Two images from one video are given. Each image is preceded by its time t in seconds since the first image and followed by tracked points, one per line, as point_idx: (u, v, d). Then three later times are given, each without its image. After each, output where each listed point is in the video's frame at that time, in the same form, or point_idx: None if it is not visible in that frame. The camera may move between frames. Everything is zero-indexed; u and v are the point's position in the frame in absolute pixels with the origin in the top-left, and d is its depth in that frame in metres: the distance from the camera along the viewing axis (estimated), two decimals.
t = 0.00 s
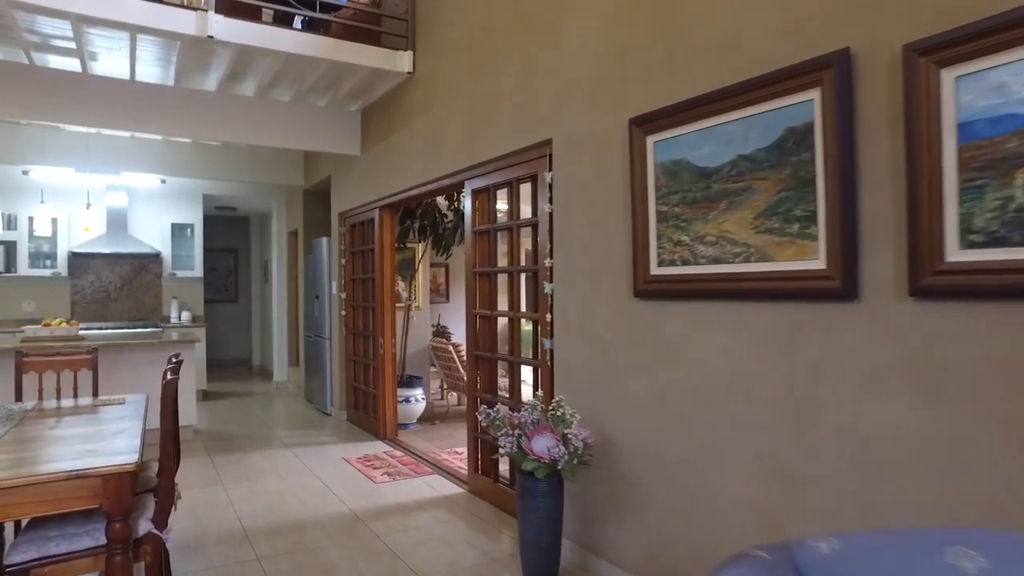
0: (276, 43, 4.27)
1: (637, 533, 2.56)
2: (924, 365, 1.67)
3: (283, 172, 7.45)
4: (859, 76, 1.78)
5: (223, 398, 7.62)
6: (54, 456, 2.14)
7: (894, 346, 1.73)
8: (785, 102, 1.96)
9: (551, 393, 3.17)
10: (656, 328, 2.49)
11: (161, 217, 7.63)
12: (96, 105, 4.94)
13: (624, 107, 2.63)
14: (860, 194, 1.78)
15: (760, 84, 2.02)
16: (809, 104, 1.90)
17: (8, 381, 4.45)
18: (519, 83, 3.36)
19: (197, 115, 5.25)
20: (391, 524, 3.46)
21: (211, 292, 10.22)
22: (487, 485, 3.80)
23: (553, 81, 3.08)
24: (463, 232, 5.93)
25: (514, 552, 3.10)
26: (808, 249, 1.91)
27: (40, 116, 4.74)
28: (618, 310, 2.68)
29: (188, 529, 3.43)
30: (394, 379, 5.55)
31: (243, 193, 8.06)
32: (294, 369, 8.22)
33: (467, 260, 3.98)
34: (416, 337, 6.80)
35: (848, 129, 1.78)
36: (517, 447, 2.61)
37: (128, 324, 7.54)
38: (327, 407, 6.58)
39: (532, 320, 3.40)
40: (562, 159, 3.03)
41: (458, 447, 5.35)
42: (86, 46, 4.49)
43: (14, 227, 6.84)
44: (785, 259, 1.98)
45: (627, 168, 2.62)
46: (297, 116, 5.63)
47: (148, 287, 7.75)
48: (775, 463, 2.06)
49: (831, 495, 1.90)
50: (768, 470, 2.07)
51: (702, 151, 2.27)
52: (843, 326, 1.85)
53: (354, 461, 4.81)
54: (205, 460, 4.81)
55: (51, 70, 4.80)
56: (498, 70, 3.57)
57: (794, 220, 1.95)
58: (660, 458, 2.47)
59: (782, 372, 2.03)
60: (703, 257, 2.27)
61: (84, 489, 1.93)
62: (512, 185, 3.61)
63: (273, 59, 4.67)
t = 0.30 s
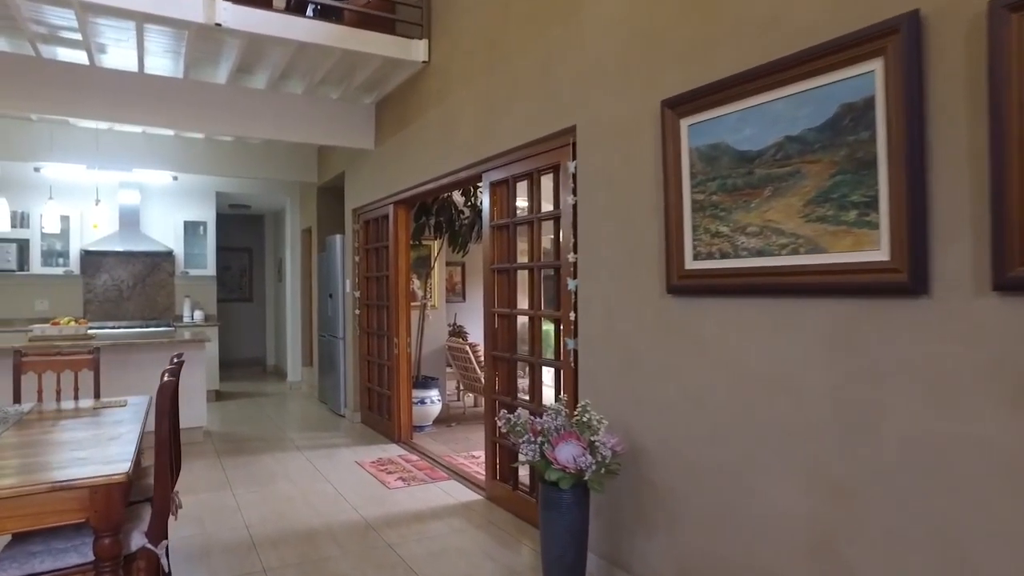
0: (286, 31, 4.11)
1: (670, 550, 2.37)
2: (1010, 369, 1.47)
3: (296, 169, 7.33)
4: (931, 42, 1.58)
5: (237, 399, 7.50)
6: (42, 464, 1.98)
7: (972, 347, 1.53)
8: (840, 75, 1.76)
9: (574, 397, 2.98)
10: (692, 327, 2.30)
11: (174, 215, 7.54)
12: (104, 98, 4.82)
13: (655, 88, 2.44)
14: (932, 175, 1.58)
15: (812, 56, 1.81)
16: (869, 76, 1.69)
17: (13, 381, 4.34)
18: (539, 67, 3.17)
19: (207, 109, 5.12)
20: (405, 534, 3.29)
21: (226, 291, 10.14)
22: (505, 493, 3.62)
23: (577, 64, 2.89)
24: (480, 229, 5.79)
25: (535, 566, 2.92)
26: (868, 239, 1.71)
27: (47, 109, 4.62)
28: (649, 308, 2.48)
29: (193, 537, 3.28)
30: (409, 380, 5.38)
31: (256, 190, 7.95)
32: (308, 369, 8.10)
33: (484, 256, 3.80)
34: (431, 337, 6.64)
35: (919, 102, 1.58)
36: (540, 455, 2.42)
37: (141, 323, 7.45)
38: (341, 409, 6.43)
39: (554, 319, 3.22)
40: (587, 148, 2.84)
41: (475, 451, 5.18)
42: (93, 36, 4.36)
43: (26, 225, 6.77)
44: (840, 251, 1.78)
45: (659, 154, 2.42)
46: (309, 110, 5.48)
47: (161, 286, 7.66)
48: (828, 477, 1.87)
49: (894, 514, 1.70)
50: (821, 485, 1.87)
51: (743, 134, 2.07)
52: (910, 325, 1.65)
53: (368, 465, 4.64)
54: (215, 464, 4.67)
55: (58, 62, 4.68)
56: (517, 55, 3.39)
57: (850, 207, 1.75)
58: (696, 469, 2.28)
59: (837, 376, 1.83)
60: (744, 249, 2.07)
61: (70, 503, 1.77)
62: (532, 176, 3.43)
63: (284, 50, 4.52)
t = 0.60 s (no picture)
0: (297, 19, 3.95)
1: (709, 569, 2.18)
2: None
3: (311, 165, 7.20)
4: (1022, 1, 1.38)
5: (251, 399, 7.40)
6: (27, 475, 1.83)
7: None
8: (909, 42, 1.55)
9: (600, 401, 2.80)
10: (732, 327, 2.10)
11: (188, 212, 7.44)
12: (113, 92, 4.70)
13: (691, 67, 2.25)
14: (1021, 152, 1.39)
15: (873, 22, 1.61)
16: (944, 42, 1.49)
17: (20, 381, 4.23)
18: (563, 50, 2.99)
19: (219, 103, 4.99)
20: (421, 544, 3.13)
21: (242, 290, 10.06)
22: (526, 501, 3.44)
23: (605, 45, 2.70)
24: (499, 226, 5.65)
25: None
26: (942, 227, 1.51)
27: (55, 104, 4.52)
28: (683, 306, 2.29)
29: (199, 546, 3.14)
30: (426, 382, 5.22)
31: (271, 187, 7.84)
32: (323, 369, 7.97)
33: (504, 252, 3.63)
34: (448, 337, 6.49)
35: (1007, 69, 1.39)
36: (566, 466, 2.25)
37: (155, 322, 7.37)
38: (356, 410, 6.29)
39: (579, 318, 3.04)
40: (615, 134, 2.65)
41: (493, 455, 5.01)
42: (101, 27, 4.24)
43: (39, 223, 6.70)
44: (906, 242, 1.58)
45: (695, 139, 2.23)
46: (323, 103, 5.34)
47: (176, 285, 7.57)
48: (892, 494, 1.67)
49: (973, 539, 1.50)
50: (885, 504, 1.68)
51: (791, 114, 1.86)
52: (992, 325, 1.45)
53: (382, 470, 4.49)
54: (226, 468, 4.54)
55: (67, 55, 4.57)
56: (539, 39, 3.21)
57: (920, 192, 1.55)
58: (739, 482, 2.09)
59: (904, 382, 1.63)
60: (792, 241, 1.87)
61: (54, 519, 1.62)
62: (555, 168, 3.24)
63: (296, 40, 4.37)
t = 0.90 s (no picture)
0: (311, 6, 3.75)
1: None
2: None
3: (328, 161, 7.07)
4: None
5: (267, 400, 7.27)
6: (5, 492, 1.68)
7: None
8: None
9: (632, 407, 2.60)
10: (783, 327, 1.90)
11: (204, 210, 7.33)
12: (123, 85, 4.57)
13: (734, 41, 2.04)
14: None
15: None
16: None
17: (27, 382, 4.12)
18: (591, 30, 2.79)
19: (232, 96, 4.85)
20: (439, 558, 2.95)
21: (259, 289, 9.97)
22: (551, 513, 3.24)
23: (637, 22, 2.50)
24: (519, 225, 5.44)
25: None
26: None
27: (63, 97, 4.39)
28: (726, 305, 2.09)
29: (206, 558, 2.98)
30: (444, 384, 5.05)
31: (287, 185, 7.72)
32: (339, 370, 7.84)
33: (526, 248, 3.43)
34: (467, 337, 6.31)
35: None
36: (597, 480, 2.05)
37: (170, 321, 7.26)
38: (373, 413, 6.12)
39: (607, 319, 2.84)
40: (648, 119, 2.44)
41: (514, 461, 4.83)
42: (110, 17, 4.10)
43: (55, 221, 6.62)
44: (1000, 229, 1.37)
45: (740, 120, 2.02)
46: (338, 95, 5.18)
47: (191, 284, 7.47)
48: (981, 519, 1.46)
49: None
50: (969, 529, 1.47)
51: (854, 87, 1.64)
52: None
53: (399, 476, 4.32)
54: (238, 473, 4.39)
55: (75, 47, 4.44)
56: (564, 20, 3.02)
57: (1017, 170, 1.34)
58: (792, 500, 1.89)
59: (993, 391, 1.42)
60: (855, 231, 1.66)
61: (27, 542, 1.46)
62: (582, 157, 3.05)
63: (309, 28, 4.21)
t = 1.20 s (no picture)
0: None
1: None
2: None
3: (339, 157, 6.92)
4: None
5: (277, 401, 7.14)
6: None
7: None
8: None
9: (660, 414, 2.40)
10: (834, 328, 1.69)
11: (214, 207, 7.20)
12: (127, 76, 4.44)
13: (776, 9, 1.84)
14: None
15: None
16: None
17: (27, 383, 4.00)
18: (613, 8, 2.60)
19: (239, 88, 4.70)
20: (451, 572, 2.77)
21: (272, 288, 9.86)
22: (570, 524, 3.05)
23: None
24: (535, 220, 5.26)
25: None
26: None
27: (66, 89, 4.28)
28: (767, 303, 1.89)
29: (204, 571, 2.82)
30: (457, 385, 4.87)
31: (298, 182, 7.58)
32: (351, 370, 7.69)
33: (544, 243, 3.24)
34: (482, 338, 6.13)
35: None
36: (624, 496, 1.86)
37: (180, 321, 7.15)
38: (385, 415, 5.96)
39: (632, 318, 2.64)
40: (677, 101, 2.25)
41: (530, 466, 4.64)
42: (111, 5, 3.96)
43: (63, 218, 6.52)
44: None
45: (784, 98, 1.82)
46: (349, 87, 5.02)
47: (202, 282, 7.35)
48: None
49: None
50: None
51: (922, 54, 1.44)
52: None
53: (410, 482, 4.14)
54: (244, 477, 4.24)
55: (77, 37, 4.31)
56: None
57: None
58: (843, 521, 1.69)
59: None
60: (922, 219, 1.46)
61: None
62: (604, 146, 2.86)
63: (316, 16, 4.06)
